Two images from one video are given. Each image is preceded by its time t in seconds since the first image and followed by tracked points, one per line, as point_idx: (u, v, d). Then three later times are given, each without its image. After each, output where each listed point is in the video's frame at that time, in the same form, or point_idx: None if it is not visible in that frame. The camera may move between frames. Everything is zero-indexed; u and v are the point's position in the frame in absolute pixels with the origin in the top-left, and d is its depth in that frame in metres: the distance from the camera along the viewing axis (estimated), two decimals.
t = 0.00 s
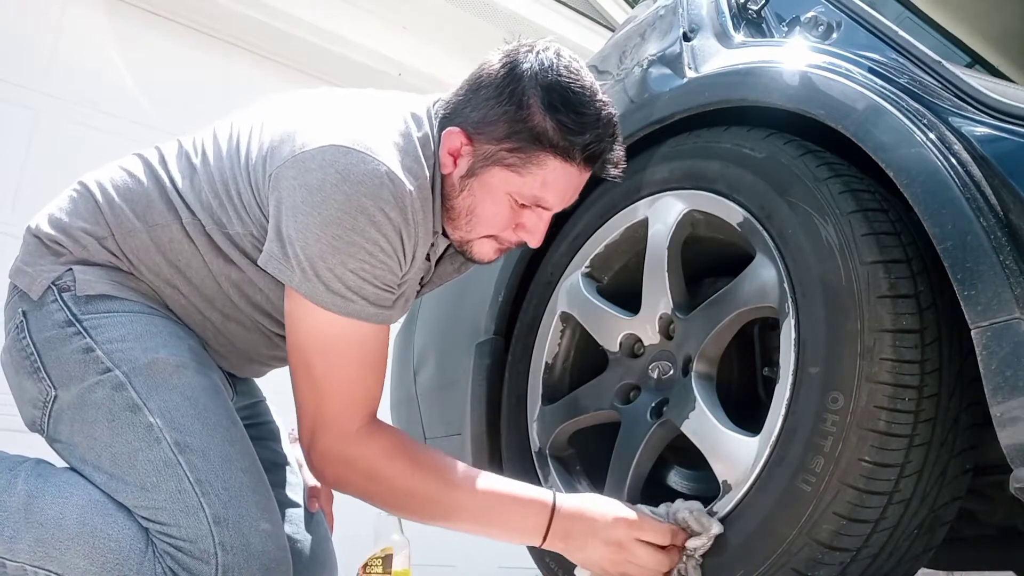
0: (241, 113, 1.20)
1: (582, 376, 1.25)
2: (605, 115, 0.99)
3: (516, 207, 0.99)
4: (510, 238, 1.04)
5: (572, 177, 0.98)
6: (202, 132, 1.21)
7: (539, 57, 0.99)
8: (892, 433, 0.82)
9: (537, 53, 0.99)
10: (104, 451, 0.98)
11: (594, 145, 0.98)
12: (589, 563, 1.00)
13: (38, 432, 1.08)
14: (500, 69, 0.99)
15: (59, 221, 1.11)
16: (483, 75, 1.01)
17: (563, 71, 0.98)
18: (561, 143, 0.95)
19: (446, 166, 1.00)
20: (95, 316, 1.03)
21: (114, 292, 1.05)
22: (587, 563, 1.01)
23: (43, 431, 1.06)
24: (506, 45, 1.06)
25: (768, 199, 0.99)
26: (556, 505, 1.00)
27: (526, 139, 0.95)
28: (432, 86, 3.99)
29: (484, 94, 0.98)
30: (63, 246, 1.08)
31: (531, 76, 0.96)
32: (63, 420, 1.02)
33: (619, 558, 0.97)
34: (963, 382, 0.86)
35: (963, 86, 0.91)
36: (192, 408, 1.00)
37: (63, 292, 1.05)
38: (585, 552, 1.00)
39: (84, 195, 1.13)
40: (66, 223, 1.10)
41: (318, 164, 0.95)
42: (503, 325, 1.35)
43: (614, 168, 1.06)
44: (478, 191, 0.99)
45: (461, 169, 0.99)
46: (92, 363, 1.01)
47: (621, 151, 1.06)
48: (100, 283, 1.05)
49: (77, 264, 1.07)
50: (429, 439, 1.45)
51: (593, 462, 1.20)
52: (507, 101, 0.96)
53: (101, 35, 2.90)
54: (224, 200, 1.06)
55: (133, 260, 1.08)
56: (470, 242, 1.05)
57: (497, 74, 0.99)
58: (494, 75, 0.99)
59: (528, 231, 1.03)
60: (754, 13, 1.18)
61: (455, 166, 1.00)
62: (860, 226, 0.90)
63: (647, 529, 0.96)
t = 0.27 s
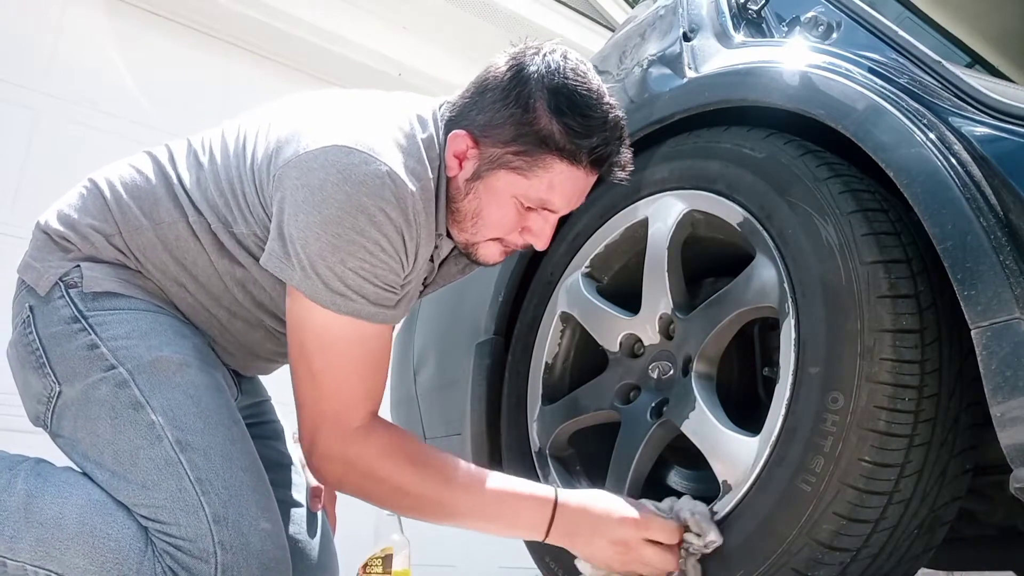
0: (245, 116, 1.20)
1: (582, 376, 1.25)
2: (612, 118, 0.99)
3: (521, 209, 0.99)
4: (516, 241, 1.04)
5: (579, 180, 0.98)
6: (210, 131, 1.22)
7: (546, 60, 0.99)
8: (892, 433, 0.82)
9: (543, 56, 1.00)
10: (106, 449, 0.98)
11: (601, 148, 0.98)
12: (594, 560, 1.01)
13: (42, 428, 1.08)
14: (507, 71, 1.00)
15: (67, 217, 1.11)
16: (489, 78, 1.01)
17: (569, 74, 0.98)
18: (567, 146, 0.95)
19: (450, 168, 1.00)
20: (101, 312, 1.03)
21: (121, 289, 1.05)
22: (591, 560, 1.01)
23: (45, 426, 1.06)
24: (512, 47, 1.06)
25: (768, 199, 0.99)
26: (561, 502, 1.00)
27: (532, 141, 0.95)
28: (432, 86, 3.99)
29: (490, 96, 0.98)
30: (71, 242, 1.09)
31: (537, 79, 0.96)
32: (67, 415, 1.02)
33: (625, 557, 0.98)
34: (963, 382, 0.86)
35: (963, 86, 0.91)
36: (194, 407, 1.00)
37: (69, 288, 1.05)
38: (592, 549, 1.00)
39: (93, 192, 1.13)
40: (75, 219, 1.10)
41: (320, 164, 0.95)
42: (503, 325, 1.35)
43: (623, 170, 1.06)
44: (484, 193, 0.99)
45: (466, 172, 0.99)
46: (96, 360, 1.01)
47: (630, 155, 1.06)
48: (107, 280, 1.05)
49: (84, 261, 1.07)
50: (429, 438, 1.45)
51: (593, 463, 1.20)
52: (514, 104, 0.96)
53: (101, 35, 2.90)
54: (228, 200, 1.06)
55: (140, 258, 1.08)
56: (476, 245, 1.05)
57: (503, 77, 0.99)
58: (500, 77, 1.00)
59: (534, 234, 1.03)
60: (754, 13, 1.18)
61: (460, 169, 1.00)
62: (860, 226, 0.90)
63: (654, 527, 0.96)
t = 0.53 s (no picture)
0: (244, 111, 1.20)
1: (582, 376, 1.25)
2: (613, 105, 0.99)
3: (522, 199, 0.99)
4: (518, 232, 1.04)
5: (579, 169, 0.98)
6: (210, 127, 1.22)
7: (545, 47, 0.99)
8: (892, 433, 0.82)
9: (542, 44, 1.00)
10: (106, 448, 0.98)
11: (601, 135, 0.98)
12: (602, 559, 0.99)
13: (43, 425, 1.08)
14: (505, 59, 1.00)
15: (67, 215, 1.11)
16: (488, 66, 1.01)
17: (571, 61, 0.98)
18: (568, 134, 0.95)
19: (449, 159, 1.00)
20: (100, 311, 1.03)
21: (121, 288, 1.05)
22: (600, 559, 0.99)
23: (45, 424, 1.06)
24: (511, 35, 1.06)
25: (768, 199, 0.99)
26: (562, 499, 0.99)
27: (531, 130, 0.95)
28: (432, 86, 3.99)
29: (489, 84, 0.99)
30: (70, 240, 1.09)
31: (537, 66, 0.97)
32: (66, 414, 1.02)
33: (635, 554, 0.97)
34: (963, 382, 0.86)
35: (963, 86, 0.91)
36: (193, 406, 0.99)
37: (69, 287, 1.05)
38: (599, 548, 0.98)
39: (92, 189, 1.13)
40: (74, 217, 1.10)
41: (317, 153, 0.95)
42: (503, 324, 1.35)
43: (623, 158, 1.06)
44: (484, 183, 0.99)
45: (466, 162, 1.00)
46: (96, 359, 1.01)
47: (631, 142, 1.07)
48: (107, 279, 1.05)
49: (85, 259, 1.07)
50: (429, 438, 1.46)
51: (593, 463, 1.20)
52: (513, 92, 0.96)
53: (101, 35, 2.90)
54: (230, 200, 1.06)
55: (140, 256, 1.08)
56: (481, 238, 1.06)
57: (502, 64, 0.99)
58: (499, 65, 1.00)
59: (534, 224, 1.03)
60: (754, 13, 1.18)
61: (459, 159, 1.00)
62: (860, 226, 0.90)
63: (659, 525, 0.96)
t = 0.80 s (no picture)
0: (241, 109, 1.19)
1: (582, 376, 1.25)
2: (600, 92, 0.99)
3: (512, 189, 0.99)
4: (510, 224, 1.04)
5: (568, 157, 0.98)
6: (198, 127, 1.22)
7: (532, 35, 0.99)
8: (892, 433, 0.82)
9: (529, 31, 1.00)
10: (102, 450, 0.98)
11: (590, 123, 0.98)
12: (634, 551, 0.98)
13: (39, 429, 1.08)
14: (493, 48, 1.00)
15: (59, 219, 1.11)
16: (475, 55, 1.01)
17: (557, 47, 0.98)
18: (556, 122, 0.95)
19: (439, 149, 1.01)
20: (95, 314, 1.03)
21: (115, 291, 1.06)
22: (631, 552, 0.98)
23: (42, 428, 1.06)
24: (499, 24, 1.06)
25: (768, 199, 0.99)
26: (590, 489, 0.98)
27: (519, 118, 0.95)
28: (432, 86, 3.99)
29: (476, 73, 0.99)
30: (64, 244, 1.09)
31: (523, 54, 0.97)
32: (63, 418, 1.02)
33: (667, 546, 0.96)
34: (963, 381, 0.86)
35: (963, 86, 0.91)
36: (189, 406, 1.00)
37: (63, 290, 1.06)
38: (628, 538, 0.97)
39: (84, 192, 1.13)
40: (67, 221, 1.10)
41: (310, 150, 0.95)
42: (503, 324, 1.35)
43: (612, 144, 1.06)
44: (473, 173, 0.99)
45: (455, 152, 1.00)
46: (91, 361, 1.01)
47: (620, 127, 1.06)
48: (100, 282, 1.05)
49: (78, 263, 1.07)
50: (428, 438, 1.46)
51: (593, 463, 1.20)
52: (500, 80, 0.96)
53: (101, 35, 2.90)
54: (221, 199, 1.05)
55: (134, 258, 1.08)
56: (473, 228, 1.05)
57: (489, 53, 0.99)
58: (486, 54, 1.00)
59: (526, 215, 1.03)
60: (754, 13, 1.18)
61: (448, 149, 1.00)
62: (860, 226, 0.90)
63: (690, 506, 0.94)
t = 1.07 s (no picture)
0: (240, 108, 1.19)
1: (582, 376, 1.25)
2: (591, 84, 0.99)
3: (505, 183, 0.99)
4: (503, 219, 1.04)
5: (562, 152, 0.98)
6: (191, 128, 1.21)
7: (522, 29, 0.99)
8: (892, 433, 0.82)
9: (520, 26, 0.99)
10: (100, 451, 0.98)
11: (581, 115, 0.97)
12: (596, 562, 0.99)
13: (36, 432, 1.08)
14: (484, 43, 1.00)
15: (53, 221, 1.11)
16: (466, 52, 1.01)
17: (548, 41, 0.98)
18: (547, 116, 0.95)
19: (432, 145, 1.01)
20: (90, 316, 1.04)
21: (110, 292, 1.05)
22: (595, 563, 1.00)
23: (39, 430, 1.06)
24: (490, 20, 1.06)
25: (768, 199, 0.99)
26: (562, 502, 0.98)
27: (511, 112, 0.95)
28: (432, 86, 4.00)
29: (468, 70, 0.99)
30: (59, 247, 1.09)
31: (513, 49, 0.96)
32: (60, 420, 1.02)
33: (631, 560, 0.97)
34: (963, 381, 0.86)
35: (963, 86, 0.91)
36: (186, 406, 1.00)
37: (59, 292, 1.06)
38: (595, 552, 0.98)
39: (77, 195, 1.14)
40: (61, 224, 1.10)
41: (303, 147, 0.96)
42: (503, 325, 1.35)
43: (604, 138, 1.06)
44: (466, 168, 0.99)
45: (447, 148, 1.00)
46: (87, 363, 1.01)
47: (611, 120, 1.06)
48: (95, 283, 1.05)
49: (74, 265, 1.08)
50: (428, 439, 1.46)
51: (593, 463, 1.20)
52: (491, 75, 0.96)
53: (101, 35, 2.90)
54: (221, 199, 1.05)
55: (128, 260, 1.08)
56: (466, 224, 1.06)
57: (480, 49, 0.99)
58: (477, 50, 1.00)
59: (520, 210, 1.03)
60: (754, 13, 1.18)
61: (440, 145, 1.00)
62: (860, 226, 0.90)
63: (655, 527, 0.96)
